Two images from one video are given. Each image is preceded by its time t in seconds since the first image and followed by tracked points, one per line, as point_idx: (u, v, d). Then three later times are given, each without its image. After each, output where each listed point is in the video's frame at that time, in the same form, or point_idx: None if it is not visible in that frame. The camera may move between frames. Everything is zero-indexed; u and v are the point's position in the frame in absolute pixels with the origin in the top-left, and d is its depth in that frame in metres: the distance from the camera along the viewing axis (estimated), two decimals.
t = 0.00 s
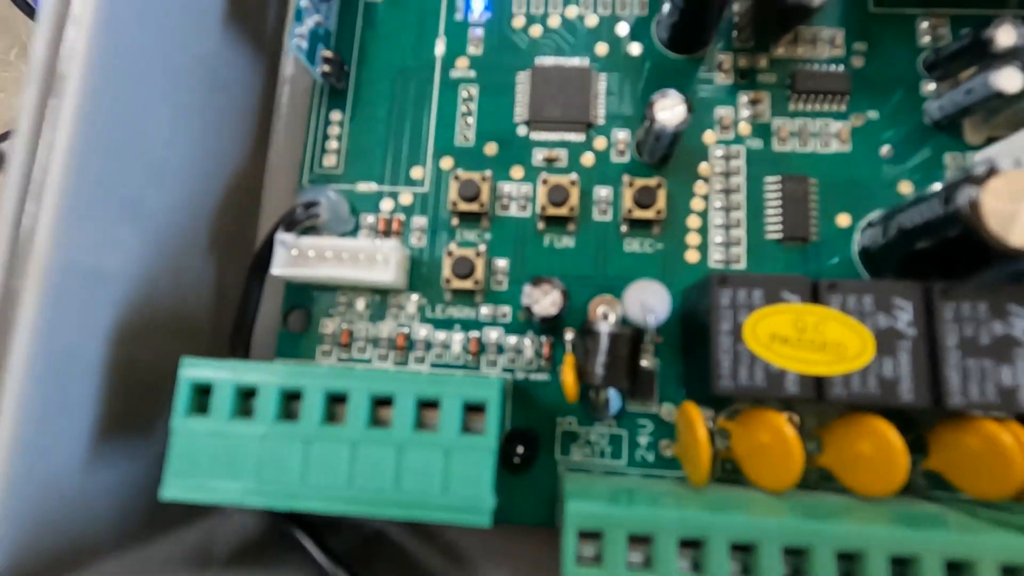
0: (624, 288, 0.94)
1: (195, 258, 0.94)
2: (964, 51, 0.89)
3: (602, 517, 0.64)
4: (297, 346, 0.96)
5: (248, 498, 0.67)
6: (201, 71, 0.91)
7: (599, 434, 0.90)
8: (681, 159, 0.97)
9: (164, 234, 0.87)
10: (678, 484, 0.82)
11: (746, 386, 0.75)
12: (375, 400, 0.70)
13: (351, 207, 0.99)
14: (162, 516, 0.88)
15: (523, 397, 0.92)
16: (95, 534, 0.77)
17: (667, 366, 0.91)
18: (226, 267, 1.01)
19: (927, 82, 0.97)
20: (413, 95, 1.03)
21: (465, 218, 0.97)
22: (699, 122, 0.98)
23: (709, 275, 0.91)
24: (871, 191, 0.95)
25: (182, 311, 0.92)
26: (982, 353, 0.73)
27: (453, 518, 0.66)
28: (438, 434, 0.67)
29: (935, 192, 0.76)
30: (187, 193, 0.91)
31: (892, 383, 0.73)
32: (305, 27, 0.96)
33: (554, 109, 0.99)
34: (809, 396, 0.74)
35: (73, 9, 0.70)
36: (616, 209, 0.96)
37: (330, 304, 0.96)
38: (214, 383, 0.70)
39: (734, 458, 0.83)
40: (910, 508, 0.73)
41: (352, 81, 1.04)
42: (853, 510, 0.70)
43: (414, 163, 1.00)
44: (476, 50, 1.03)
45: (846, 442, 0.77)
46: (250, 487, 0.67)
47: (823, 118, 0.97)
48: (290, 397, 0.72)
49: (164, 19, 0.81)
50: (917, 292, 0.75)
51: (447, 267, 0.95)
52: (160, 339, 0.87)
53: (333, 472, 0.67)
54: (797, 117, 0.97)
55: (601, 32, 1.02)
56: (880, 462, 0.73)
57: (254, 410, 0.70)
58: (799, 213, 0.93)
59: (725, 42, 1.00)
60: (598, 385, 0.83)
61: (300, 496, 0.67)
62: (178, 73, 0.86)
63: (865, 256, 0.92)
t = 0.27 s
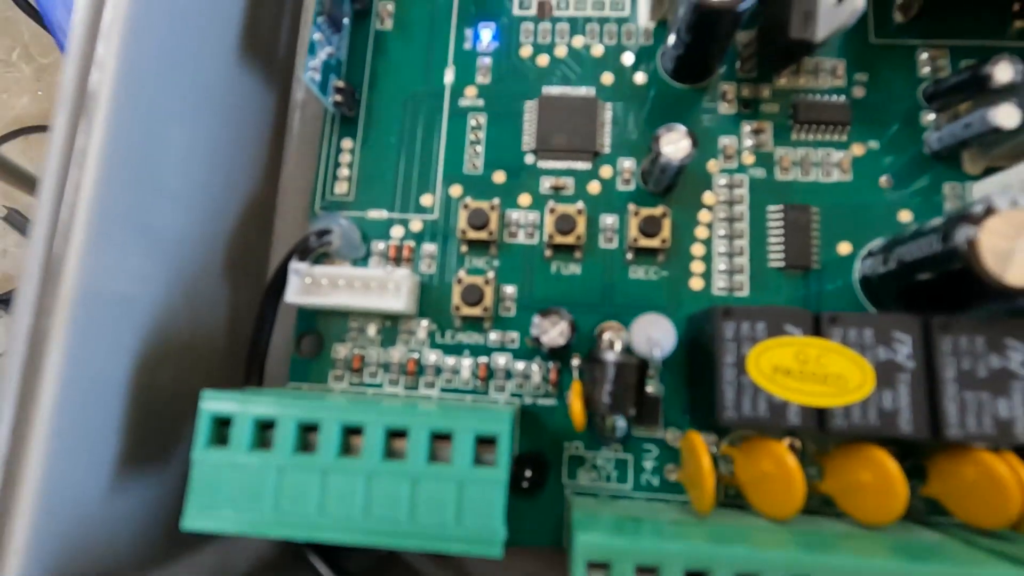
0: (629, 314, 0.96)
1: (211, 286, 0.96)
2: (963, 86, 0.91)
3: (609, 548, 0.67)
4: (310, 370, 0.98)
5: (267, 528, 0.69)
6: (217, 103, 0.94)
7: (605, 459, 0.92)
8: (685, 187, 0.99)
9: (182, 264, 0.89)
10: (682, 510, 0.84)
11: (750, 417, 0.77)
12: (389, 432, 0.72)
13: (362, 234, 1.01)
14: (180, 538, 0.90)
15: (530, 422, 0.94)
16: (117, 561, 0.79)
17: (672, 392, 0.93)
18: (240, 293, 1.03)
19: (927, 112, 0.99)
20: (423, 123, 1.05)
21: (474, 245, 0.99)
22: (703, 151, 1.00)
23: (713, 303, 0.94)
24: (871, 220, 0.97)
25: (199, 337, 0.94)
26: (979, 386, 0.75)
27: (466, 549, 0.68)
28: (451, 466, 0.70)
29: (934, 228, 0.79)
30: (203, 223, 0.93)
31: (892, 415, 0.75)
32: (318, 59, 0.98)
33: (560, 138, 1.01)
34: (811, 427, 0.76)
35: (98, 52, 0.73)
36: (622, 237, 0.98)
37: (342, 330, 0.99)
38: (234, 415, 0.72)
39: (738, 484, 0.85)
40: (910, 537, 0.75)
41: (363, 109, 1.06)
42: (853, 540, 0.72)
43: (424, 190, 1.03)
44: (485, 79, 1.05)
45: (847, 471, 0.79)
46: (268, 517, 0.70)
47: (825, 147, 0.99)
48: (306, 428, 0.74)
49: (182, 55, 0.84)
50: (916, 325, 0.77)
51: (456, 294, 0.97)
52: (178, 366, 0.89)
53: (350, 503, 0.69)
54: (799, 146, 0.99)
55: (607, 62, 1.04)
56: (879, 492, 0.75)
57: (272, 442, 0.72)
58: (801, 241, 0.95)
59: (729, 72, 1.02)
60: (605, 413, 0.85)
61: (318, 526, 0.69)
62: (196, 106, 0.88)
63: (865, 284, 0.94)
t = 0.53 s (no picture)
0: (625, 321, 0.93)
1: (192, 291, 0.93)
2: (972, 84, 0.87)
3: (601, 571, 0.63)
4: (294, 378, 0.94)
5: (242, 548, 0.66)
6: (198, 101, 0.90)
7: (600, 471, 0.88)
8: (683, 189, 0.95)
9: (159, 268, 0.86)
10: (680, 526, 0.81)
11: (750, 430, 0.73)
12: (371, 447, 0.69)
13: (349, 237, 0.98)
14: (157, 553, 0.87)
15: (522, 432, 0.90)
16: None
17: (669, 402, 0.90)
18: (223, 298, 1.00)
19: (934, 111, 0.95)
20: (412, 122, 1.01)
21: (464, 248, 0.96)
22: (702, 151, 0.96)
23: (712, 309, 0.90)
24: (876, 222, 0.93)
25: (178, 345, 0.90)
26: (991, 398, 0.72)
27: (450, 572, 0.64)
28: (436, 484, 0.66)
29: (943, 232, 0.75)
30: (183, 225, 0.90)
31: (900, 428, 0.72)
32: (302, 56, 0.95)
33: (554, 138, 0.97)
34: (814, 441, 0.73)
35: (65, 46, 0.69)
36: (618, 240, 0.95)
37: (328, 336, 0.95)
38: (209, 429, 0.69)
39: (738, 499, 0.81)
40: (918, 556, 0.71)
41: (350, 108, 1.03)
42: (859, 560, 0.69)
43: (413, 192, 0.99)
44: (476, 77, 1.02)
45: (852, 486, 0.76)
46: (243, 536, 0.66)
47: (829, 147, 0.95)
48: (285, 442, 0.71)
49: (159, 51, 0.80)
50: (925, 334, 0.74)
51: (446, 299, 0.93)
52: (155, 374, 0.85)
53: (329, 522, 0.66)
54: (802, 146, 0.95)
55: (603, 58, 1.01)
56: (886, 509, 0.72)
57: (249, 457, 0.69)
58: (803, 245, 0.92)
59: (729, 69, 0.99)
60: (599, 424, 0.82)
61: (295, 547, 0.66)
62: (175, 104, 0.85)
63: (870, 290, 0.90)
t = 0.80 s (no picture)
0: (613, 323, 0.90)
1: (166, 292, 0.90)
2: (973, 77, 0.84)
3: None
4: (272, 382, 0.91)
5: (206, 563, 0.63)
6: (171, 95, 0.87)
7: (587, 479, 0.85)
8: (674, 186, 0.92)
9: (130, 269, 0.82)
10: (668, 536, 0.77)
11: (741, 438, 0.70)
12: (344, 456, 0.66)
13: (329, 237, 0.95)
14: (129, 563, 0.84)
15: (506, 438, 0.87)
16: None
17: (659, 407, 0.86)
18: (200, 299, 0.97)
19: (934, 106, 0.92)
20: (395, 118, 0.98)
21: (448, 248, 0.93)
22: (694, 147, 0.93)
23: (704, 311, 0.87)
24: (874, 221, 0.90)
25: (151, 348, 0.87)
26: (993, 404, 0.69)
27: None
28: (410, 495, 0.63)
29: (944, 231, 0.72)
30: (155, 224, 0.86)
31: (897, 436, 0.69)
32: (280, 49, 0.91)
33: (541, 134, 0.94)
34: (808, 450, 0.70)
35: (22, 35, 0.66)
36: (606, 239, 0.92)
37: (307, 339, 0.92)
38: (173, 437, 0.66)
39: (729, 508, 0.78)
40: (915, 570, 0.68)
41: (331, 103, 1.00)
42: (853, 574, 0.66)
43: (396, 190, 0.96)
44: (461, 71, 0.99)
45: (847, 496, 0.72)
46: (208, 550, 0.63)
47: (825, 144, 0.92)
48: (254, 451, 0.68)
49: (126, 42, 0.77)
50: (923, 337, 0.71)
51: (428, 301, 0.90)
52: (126, 379, 0.82)
53: (298, 535, 0.63)
54: (797, 143, 0.92)
55: (592, 52, 0.98)
56: (883, 521, 0.69)
57: (215, 466, 0.66)
58: (798, 245, 0.89)
59: (722, 62, 0.95)
60: (585, 431, 0.79)
61: (262, 561, 0.63)
62: (145, 97, 0.81)
63: (867, 291, 0.87)
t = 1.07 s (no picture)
0: (605, 340, 0.87)
1: (144, 307, 0.87)
2: (975, 88, 0.82)
3: None
4: (254, 400, 0.89)
5: None
6: (150, 106, 0.85)
7: (577, 501, 0.83)
8: (668, 199, 0.90)
9: (106, 285, 0.80)
10: (659, 563, 0.75)
11: (734, 465, 0.68)
12: (321, 484, 0.64)
13: (314, 251, 0.92)
14: None
15: (494, 459, 0.85)
16: None
17: (651, 427, 0.84)
18: (181, 313, 0.95)
19: (936, 116, 0.90)
20: (382, 128, 0.96)
21: (435, 262, 0.90)
22: (688, 159, 0.91)
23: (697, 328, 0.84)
24: (873, 235, 0.88)
25: (128, 365, 0.85)
26: (995, 430, 0.66)
27: None
28: (389, 526, 0.61)
29: (944, 249, 0.70)
30: (133, 239, 0.84)
31: (895, 463, 0.66)
32: (262, 58, 0.89)
33: (531, 145, 0.92)
34: (803, 477, 0.67)
35: None
36: (597, 254, 0.89)
37: (290, 356, 0.90)
38: (145, 465, 0.63)
39: (723, 534, 0.76)
40: None
41: (317, 113, 0.97)
42: None
43: (382, 202, 0.94)
44: (450, 80, 0.96)
45: (844, 523, 0.70)
46: None
47: (822, 155, 0.90)
48: (229, 478, 0.65)
49: (101, 53, 0.75)
50: (923, 360, 0.68)
51: (414, 317, 0.88)
52: (103, 398, 0.80)
53: (272, 567, 0.61)
54: (794, 154, 0.90)
55: (584, 60, 0.95)
56: (881, 551, 0.66)
57: (188, 495, 0.63)
58: (795, 260, 0.86)
59: (717, 71, 0.93)
60: (574, 454, 0.76)
61: None
62: (122, 109, 0.79)
63: (865, 307, 0.85)
